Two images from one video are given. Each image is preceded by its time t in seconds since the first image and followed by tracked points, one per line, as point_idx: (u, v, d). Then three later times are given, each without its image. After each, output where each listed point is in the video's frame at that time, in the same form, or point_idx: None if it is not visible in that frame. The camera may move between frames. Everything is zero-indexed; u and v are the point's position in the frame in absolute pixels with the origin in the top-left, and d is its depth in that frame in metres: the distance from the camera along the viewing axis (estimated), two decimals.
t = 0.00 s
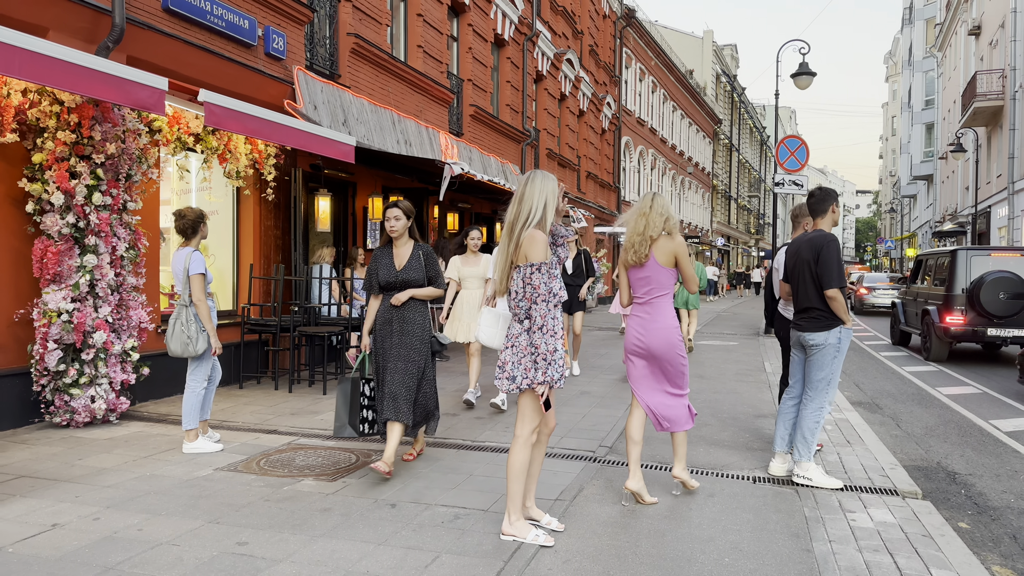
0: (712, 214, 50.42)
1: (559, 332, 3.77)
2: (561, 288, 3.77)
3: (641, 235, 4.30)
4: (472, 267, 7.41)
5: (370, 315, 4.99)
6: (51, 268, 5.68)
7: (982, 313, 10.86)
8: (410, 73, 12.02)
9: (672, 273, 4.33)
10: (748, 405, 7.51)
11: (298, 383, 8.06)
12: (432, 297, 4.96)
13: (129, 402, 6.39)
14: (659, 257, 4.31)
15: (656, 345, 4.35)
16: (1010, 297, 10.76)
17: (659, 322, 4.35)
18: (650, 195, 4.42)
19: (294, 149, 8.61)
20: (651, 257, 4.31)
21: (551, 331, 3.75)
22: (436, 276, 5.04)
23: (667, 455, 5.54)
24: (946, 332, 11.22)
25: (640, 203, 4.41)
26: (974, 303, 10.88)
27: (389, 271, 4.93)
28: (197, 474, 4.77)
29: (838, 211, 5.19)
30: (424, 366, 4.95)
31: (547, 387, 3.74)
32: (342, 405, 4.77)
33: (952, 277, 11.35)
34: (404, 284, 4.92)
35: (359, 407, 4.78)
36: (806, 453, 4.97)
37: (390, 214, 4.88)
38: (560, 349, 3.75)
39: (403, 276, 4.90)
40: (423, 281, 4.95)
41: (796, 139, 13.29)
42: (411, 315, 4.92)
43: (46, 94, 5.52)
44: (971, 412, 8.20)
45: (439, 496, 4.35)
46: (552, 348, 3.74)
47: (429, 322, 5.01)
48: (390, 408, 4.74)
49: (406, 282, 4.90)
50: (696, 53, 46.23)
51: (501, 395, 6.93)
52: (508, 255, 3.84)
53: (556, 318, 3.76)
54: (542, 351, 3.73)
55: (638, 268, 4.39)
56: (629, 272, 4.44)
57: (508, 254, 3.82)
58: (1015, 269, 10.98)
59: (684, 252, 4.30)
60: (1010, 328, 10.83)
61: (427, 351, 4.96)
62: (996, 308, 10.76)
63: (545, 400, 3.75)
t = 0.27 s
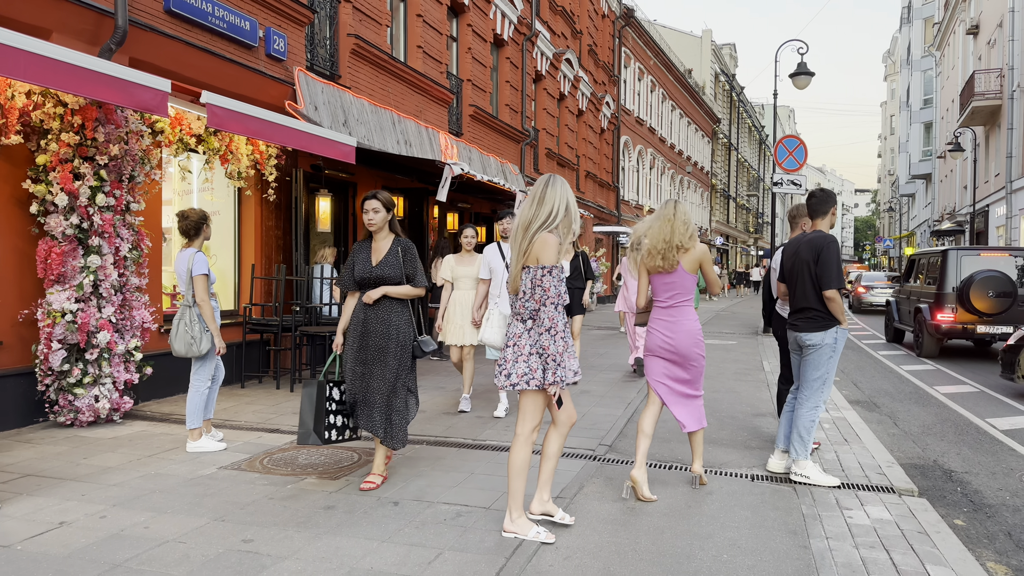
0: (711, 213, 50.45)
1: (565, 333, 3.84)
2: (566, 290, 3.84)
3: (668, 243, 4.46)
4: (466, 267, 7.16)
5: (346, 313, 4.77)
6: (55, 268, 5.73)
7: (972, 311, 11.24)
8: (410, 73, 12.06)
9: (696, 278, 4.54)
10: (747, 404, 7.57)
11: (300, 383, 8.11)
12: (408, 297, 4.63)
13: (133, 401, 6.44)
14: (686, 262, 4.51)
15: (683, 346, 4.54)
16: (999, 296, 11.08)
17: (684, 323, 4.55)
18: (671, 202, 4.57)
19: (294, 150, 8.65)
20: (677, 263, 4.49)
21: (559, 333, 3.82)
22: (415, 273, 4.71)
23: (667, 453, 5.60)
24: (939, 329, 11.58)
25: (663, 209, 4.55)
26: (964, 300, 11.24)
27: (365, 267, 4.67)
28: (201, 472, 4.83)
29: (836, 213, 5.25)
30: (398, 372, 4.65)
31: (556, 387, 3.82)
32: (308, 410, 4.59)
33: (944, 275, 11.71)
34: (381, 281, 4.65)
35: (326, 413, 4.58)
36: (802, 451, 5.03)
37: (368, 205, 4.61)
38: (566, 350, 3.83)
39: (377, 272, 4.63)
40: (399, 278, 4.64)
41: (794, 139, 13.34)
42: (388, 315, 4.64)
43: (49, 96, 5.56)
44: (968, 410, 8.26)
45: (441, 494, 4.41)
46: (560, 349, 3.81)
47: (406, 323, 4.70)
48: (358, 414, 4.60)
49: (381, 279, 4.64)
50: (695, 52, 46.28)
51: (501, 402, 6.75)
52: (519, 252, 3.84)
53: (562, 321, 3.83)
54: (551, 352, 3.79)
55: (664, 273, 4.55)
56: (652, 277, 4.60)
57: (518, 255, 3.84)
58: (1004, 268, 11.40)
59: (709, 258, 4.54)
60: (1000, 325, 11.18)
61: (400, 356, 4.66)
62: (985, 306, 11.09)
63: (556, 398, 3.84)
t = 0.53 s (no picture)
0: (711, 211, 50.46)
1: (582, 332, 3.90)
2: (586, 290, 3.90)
3: (690, 239, 4.85)
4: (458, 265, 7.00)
5: (317, 321, 4.43)
6: (60, 267, 5.77)
7: (965, 308, 11.41)
8: (411, 72, 12.09)
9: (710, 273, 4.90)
10: (747, 401, 7.61)
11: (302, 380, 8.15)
12: (382, 303, 4.31)
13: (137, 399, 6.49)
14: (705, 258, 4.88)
15: (699, 335, 4.88)
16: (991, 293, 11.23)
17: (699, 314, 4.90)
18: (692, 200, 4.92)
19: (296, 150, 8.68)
20: (699, 258, 4.86)
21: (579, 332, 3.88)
22: (391, 278, 4.36)
23: (667, 450, 5.64)
24: (932, 326, 11.77)
25: (684, 207, 4.93)
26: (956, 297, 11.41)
27: (337, 270, 4.31)
28: (206, 469, 4.87)
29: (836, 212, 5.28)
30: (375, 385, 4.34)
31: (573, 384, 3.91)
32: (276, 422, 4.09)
33: (938, 274, 11.90)
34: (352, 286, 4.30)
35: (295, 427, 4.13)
36: (801, 448, 5.07)
37: (339, 202, 4.24)
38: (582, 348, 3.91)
39: (350, 277, 4.27)
40: (374, 283, 4.30)
41: (795, 138, 13.37)
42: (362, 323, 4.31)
43: (54, 96, 5.59)
44: (967, 408, 8.30)
45: (444, 491, 4.45)
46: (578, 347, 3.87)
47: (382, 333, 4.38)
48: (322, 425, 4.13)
49: (354, 284, 4.27)
50: (695, 50, 46.26)
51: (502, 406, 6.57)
52: (541, 250, 3.83)
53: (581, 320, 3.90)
54: (571, 351, 3.85)
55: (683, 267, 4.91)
56: (671, 268, 4.94)
57: (539, 255, 3.84)
58: (995, 267, 11.44)
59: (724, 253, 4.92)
60: (992, 321, 11.36)
61: (375, 368, 4.31)
62: (977, 303, 11.25)
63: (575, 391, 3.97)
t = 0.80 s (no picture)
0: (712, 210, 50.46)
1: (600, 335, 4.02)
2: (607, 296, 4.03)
3: (694, 245, 4.92)
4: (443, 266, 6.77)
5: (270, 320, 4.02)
6: (63, 266, 5.80)
7: (958, 305, 11.44)
8: (411, 72, 12.10)
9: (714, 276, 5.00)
10: (747, 400, 7.62)
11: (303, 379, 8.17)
12: (344, 298, 3.89)
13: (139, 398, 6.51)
14: (709, 263, 4.98)
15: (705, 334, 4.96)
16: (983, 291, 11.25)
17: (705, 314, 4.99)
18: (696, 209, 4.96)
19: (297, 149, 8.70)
20: (702, 264, 4.97)
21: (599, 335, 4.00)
22: (352, 270, 3.96)
23: (668, 448, 5.66)
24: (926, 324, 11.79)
25: (689, 214, 4.96)
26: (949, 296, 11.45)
27: (293, 264, 3.91)
28: (208, 467, 4.89)
29: (835, 211, 5.30)
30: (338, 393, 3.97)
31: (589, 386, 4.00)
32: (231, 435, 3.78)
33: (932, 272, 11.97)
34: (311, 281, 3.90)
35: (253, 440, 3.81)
36: (800, 445, 5.09)
37: (294, 189, 3.86)
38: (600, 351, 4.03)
39: (308, 270, 3.88)
40: (334, 277, 3.91)
41: (795, 137, 13.38)
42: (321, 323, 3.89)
43: (56, 96, 5.61)
44: (967, 407, 8.31)
45: (445, 489, 4.47)
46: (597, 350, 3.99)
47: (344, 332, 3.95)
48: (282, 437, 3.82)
49: (313, 277, 3.88)
50: (696, 49, 46.23)
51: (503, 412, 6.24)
52: (572, 260, 3.89)
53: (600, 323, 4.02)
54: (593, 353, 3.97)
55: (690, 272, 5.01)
56: (678, 273, 5.07)
57: (567, 264, 3.88)
58: (989, 267, 11.49)
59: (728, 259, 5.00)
60: (984, 318, 11.42)
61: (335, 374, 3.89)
62: (970, 300, 11.27)
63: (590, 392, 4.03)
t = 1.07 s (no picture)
0: (712, 211, 50.44)
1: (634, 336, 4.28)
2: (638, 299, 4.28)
3: (691, 250, 4.94)
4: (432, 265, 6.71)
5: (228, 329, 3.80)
6: (64, 268, 5.81)
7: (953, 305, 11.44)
8: (412, 73, 12.12)
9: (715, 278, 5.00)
10: (747, 401, 7.64)
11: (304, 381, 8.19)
12: (303, 306, 3.63)
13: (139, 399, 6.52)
14: (708, 264, 4.99)
15: (707, 336, 5.02)
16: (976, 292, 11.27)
17: (708, 316, 5.03)
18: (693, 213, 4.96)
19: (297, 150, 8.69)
20: (701, 266, 4.97)
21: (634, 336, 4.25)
22: (314, 277, 3.73)
23: (668, 450, 5.67)
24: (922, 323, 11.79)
25: (686, 219, 4.97)
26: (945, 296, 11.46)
27: (247, 270, 3.64)
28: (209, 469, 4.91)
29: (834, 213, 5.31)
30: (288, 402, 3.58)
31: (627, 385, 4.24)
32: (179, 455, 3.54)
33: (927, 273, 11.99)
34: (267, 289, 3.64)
35: (202, 458, 3.57)
36: (801, 447, 5.10)
37: (250, 189, 3.60)
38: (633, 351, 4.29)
39: (263, 276, 3.61)
40: (292, 284, 3.64)
41: (795, 137, 13.39)
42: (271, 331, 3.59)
43: (57, 98, 5.62)
44: (967, 408, 8.32)
45: (446, 491, 4.48)
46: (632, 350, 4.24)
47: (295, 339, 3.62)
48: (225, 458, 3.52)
49: (269, 285, 3.62)
50: (697, 49, 46.24)
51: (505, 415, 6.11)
52: (605, 269, 4.07)
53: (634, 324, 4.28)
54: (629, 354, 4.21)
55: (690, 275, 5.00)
56: (680, 277, 5.06)
57: (605, 273, 4.08)
58: (983, 267, 11.48)
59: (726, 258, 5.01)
60: (976, 318, 11.42)
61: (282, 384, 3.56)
62: (964, 300, 11.28)
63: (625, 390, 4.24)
